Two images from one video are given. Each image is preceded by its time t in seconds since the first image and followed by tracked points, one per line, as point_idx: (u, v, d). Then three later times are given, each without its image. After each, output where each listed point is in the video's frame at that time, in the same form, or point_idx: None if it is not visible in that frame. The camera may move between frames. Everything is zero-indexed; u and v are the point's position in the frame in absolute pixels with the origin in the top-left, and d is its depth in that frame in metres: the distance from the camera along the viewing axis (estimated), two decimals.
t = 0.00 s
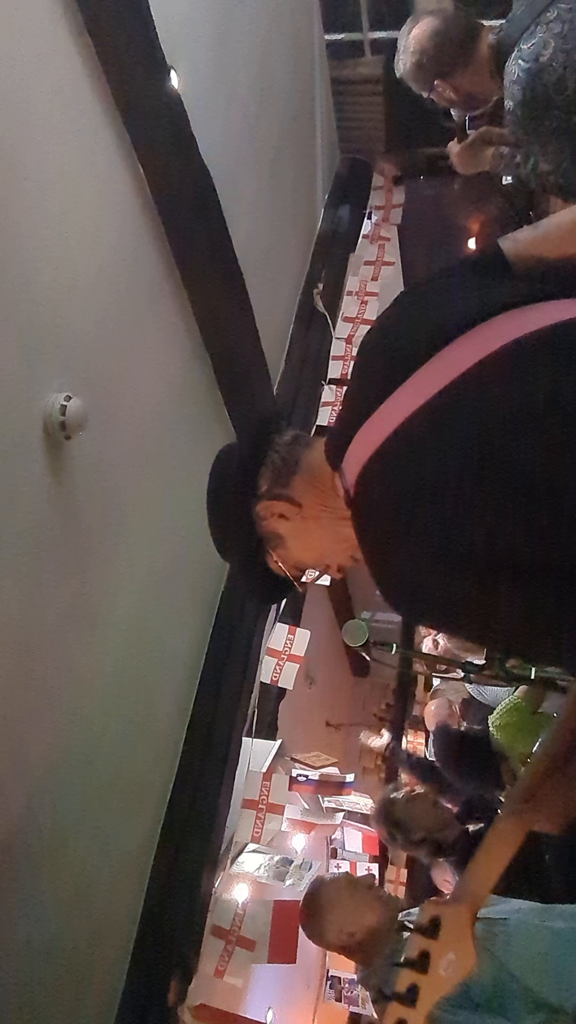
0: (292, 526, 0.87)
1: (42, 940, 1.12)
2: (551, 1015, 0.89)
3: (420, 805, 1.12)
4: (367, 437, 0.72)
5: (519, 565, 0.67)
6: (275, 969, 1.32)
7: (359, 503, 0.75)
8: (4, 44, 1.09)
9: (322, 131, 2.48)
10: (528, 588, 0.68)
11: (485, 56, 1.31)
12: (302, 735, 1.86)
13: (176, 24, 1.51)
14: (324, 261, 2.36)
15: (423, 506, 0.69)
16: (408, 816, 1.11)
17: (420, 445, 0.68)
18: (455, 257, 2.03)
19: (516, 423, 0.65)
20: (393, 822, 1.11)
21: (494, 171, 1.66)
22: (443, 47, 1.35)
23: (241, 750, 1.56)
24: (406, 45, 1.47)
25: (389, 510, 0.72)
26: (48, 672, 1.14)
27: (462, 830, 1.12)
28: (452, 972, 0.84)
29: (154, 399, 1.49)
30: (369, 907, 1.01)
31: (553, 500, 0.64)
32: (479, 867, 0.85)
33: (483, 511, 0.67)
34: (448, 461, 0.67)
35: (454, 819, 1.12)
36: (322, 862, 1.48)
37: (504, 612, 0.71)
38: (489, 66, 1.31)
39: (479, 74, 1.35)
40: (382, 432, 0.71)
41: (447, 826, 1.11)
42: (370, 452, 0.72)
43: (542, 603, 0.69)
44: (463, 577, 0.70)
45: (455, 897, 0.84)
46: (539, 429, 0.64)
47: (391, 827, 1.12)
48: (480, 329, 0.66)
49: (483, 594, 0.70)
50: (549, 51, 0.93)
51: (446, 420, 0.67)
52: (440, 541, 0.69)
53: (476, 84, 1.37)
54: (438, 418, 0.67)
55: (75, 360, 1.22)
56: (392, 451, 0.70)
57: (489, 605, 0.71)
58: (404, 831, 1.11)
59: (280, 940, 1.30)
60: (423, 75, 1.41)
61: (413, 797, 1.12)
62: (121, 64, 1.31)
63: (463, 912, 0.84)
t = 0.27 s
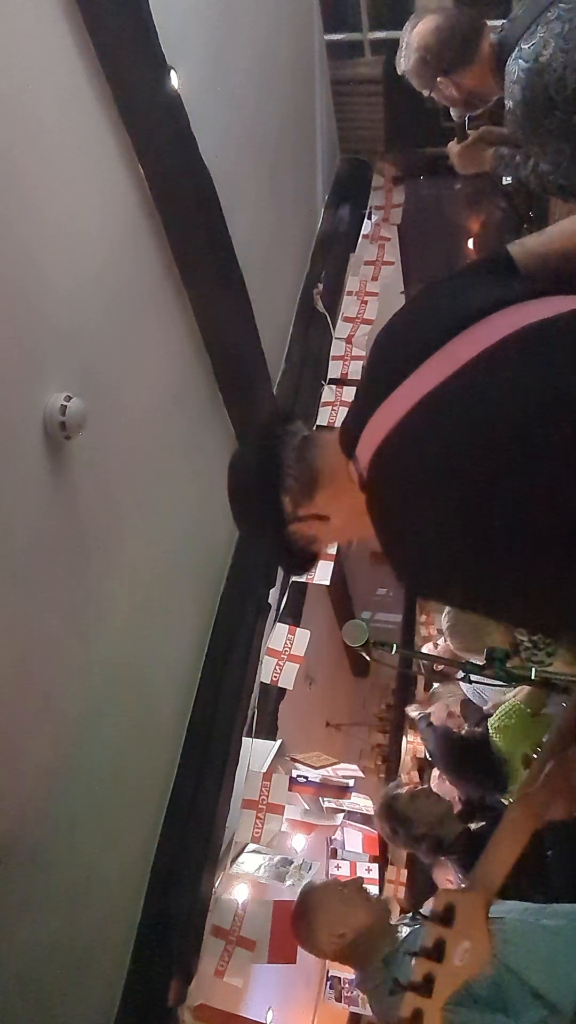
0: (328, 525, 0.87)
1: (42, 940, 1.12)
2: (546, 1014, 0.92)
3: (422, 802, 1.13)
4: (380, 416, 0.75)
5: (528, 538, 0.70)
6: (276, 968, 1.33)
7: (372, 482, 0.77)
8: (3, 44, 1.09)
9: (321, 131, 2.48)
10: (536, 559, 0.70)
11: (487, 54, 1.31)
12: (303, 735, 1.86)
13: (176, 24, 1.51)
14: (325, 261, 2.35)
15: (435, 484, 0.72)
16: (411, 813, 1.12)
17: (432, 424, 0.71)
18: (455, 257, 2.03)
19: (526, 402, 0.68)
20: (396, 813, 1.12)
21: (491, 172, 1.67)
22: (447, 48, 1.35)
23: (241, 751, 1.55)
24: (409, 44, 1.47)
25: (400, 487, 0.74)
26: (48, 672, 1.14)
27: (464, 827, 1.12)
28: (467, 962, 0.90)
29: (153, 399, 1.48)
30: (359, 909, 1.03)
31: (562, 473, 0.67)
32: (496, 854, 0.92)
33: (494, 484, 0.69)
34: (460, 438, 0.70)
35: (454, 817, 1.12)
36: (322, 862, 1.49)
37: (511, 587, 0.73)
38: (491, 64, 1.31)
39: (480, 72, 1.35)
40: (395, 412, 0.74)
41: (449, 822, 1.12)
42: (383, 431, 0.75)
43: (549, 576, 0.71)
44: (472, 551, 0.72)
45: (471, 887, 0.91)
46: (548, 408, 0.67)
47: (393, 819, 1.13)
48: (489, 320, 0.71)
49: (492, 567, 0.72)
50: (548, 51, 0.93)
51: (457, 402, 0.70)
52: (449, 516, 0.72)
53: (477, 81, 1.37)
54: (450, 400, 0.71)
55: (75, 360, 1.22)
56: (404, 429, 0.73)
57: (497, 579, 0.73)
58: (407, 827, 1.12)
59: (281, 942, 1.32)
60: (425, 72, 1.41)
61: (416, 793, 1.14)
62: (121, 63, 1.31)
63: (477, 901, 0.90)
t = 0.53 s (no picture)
0: (333, 495, 0.85)
1: (41, 940, 1.12)
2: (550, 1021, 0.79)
3: (422, 800, 1.11)
4: (380, 399, 0.74)
5: (529, 509, 0.68)
6: (274, 968, 1.34)
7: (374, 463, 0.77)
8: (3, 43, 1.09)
9: (322, 130, 2.48)
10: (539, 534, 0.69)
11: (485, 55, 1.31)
12: (302, 735, 1.86)
13: (176, 25, 1.51)
14: (325, 261, 2.35)
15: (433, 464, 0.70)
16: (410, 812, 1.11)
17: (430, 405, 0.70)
18: (455, 257, 2.03)
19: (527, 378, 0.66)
20: (393, 815, 1.11)
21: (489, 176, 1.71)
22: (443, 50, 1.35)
23: (241, 751, 1.55)
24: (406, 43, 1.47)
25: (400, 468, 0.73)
26: (48, 671, 1.14)
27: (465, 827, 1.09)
28: (443, 936, 0.83)
29: (154, 398, 1.48)
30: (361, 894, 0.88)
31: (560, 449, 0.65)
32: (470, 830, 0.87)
33: (492, 457, 0.68)
34: (459, 416, 0.69)
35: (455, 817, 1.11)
36: (322, 862, 1.49)
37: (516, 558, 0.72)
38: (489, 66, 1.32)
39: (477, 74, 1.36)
40: (392, 396, 0.73)
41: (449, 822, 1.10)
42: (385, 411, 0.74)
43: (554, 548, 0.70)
44: (475, 525, 0.71)
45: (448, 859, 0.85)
46: (547, 386, 0.65)
47: (392, 821, 1.12)
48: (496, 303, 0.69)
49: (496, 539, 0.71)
50: (542, 54, 0.94)
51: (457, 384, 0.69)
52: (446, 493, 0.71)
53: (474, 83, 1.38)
54: (447, 381, 0.69)
55: (74, 360, 1.22)
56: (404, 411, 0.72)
57: (500, 551, 0.72)
58: (406, 827, 1.10)
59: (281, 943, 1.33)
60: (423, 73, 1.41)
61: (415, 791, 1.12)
62: (120, 63, 1.31)
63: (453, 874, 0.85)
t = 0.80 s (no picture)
0: (328, 498, 0.88)
1: (40, 941, 1.12)
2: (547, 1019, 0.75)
3: (421, 799, 1.11)
4: (382, 396, 0.77)
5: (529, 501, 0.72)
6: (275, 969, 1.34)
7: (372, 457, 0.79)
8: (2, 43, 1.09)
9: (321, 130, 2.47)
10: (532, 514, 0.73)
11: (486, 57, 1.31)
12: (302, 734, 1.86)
13: (176, 26, 1.51)
14: (325, 261, 2.35)
15: (429, 456, 0.74)
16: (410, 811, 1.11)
17: (428, 401, 0.73)
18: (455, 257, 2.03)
19: (521, 373, 0.69)
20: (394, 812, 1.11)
21: (490, 179, 1.76)
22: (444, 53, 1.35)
23: (241, 750, 1.56)
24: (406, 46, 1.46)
25: (397, 462, 0.76)
26: (48, 671, 1.14)
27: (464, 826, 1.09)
28: (437, 935, 0.79)
29: (154, 399, 1.48)
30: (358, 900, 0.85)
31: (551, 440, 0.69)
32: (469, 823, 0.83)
33: (494, 451, 0.71)
34: (460, 411, 0.71)
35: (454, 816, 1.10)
36: (322, 862, 1.49)
37: (511, 543, 0.75)
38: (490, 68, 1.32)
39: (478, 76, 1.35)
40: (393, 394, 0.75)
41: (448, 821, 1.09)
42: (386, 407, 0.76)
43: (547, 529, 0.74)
44: (471, 511, 0.74)
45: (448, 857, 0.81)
46: (541, 383, 0.68)
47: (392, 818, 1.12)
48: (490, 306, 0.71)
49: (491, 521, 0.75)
50: (543, 57, 0.97)
51: (455, 382, 0.71)
52: (443, 480, 0.74)
53: (474, 86, 1.38)
54: (446, 380, 0.71)
55: (74, 360, 1.22)
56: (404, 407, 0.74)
57: (495, 533, 0.75)
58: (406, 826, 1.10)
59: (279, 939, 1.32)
60: (423, 78, 1.41)
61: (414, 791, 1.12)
62: (120, 63, 1.31)
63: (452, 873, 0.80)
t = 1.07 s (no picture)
0: (326, 511, 0.91)
1: (41, 940, 1.12)
2: None
3: (422, 799, 1.12)
4: (381, 412, 0.81)
5: (522, 512, 0.74)
6: (274, 972, 1.33)
7: (373, 471, 0.83)
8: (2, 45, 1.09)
9: (321, 131, 2.48)
10: (531, 535, 0.74)
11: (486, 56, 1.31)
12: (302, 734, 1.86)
13: (177, 26, 1.51)
14: (325, 262, 2.36)
15: (431, 467, 0.77)
16: (412, 811, 1.12)
17: (429, 414, 0.77)
18: (455, 258, 2.04)
19: (515, 390, 0.73)
20: (395, 809, 1.13)
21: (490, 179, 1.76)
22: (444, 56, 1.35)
23: (241, 750, 1.56)
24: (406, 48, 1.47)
25: (400, 473, 0.79)
26: (49, 670, 1.14)
27: (464, 826, 1.10)
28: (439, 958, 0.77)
29: (155, 399, 1.49)
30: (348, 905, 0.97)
31: (547, 455, 0.72)
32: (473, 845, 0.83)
33: (493, 459, 0.74)
34: (464, 418, 0.75)
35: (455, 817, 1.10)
36: (322, 863, 1.49)
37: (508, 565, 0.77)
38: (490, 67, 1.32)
39: (479, 75, 1.35)
40: (398, 402, 0.80)
41: (448, 822, 1.10)
42: (386, 422, 0.80)
43: (545, 548, 0.75)
44: (473, 527, 0.76)
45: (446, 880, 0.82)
46: (536, 402, 0.73)
47: (393, 817, 1.14)
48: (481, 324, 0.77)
49: (491, 540, 0.76)
50: (545, 58, 0.97)
51: (452, 396, 0.76)
52: (445, 494, 0.77)
53: (476, 85, 1.37)
54: (451, 390, 0.76)
55: (75, 360, 1.22)
56: (404, 420, 0.78)
57: (496, 554, 0.77)
58: (407, 826, 1.11)
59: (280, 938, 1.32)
60: (423, 78, 1.41)
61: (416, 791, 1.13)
62: (120, 64, 1.31)
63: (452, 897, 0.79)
